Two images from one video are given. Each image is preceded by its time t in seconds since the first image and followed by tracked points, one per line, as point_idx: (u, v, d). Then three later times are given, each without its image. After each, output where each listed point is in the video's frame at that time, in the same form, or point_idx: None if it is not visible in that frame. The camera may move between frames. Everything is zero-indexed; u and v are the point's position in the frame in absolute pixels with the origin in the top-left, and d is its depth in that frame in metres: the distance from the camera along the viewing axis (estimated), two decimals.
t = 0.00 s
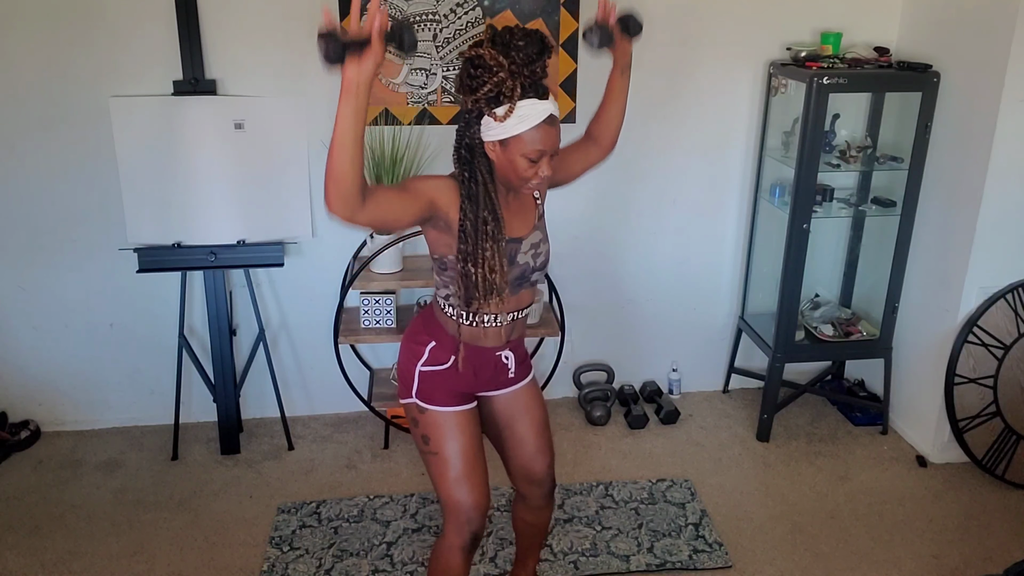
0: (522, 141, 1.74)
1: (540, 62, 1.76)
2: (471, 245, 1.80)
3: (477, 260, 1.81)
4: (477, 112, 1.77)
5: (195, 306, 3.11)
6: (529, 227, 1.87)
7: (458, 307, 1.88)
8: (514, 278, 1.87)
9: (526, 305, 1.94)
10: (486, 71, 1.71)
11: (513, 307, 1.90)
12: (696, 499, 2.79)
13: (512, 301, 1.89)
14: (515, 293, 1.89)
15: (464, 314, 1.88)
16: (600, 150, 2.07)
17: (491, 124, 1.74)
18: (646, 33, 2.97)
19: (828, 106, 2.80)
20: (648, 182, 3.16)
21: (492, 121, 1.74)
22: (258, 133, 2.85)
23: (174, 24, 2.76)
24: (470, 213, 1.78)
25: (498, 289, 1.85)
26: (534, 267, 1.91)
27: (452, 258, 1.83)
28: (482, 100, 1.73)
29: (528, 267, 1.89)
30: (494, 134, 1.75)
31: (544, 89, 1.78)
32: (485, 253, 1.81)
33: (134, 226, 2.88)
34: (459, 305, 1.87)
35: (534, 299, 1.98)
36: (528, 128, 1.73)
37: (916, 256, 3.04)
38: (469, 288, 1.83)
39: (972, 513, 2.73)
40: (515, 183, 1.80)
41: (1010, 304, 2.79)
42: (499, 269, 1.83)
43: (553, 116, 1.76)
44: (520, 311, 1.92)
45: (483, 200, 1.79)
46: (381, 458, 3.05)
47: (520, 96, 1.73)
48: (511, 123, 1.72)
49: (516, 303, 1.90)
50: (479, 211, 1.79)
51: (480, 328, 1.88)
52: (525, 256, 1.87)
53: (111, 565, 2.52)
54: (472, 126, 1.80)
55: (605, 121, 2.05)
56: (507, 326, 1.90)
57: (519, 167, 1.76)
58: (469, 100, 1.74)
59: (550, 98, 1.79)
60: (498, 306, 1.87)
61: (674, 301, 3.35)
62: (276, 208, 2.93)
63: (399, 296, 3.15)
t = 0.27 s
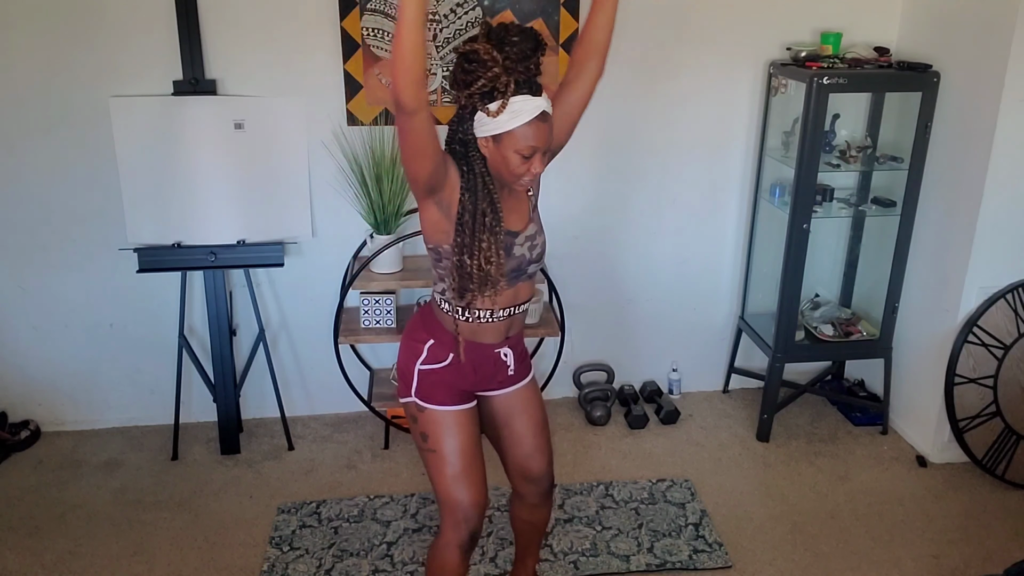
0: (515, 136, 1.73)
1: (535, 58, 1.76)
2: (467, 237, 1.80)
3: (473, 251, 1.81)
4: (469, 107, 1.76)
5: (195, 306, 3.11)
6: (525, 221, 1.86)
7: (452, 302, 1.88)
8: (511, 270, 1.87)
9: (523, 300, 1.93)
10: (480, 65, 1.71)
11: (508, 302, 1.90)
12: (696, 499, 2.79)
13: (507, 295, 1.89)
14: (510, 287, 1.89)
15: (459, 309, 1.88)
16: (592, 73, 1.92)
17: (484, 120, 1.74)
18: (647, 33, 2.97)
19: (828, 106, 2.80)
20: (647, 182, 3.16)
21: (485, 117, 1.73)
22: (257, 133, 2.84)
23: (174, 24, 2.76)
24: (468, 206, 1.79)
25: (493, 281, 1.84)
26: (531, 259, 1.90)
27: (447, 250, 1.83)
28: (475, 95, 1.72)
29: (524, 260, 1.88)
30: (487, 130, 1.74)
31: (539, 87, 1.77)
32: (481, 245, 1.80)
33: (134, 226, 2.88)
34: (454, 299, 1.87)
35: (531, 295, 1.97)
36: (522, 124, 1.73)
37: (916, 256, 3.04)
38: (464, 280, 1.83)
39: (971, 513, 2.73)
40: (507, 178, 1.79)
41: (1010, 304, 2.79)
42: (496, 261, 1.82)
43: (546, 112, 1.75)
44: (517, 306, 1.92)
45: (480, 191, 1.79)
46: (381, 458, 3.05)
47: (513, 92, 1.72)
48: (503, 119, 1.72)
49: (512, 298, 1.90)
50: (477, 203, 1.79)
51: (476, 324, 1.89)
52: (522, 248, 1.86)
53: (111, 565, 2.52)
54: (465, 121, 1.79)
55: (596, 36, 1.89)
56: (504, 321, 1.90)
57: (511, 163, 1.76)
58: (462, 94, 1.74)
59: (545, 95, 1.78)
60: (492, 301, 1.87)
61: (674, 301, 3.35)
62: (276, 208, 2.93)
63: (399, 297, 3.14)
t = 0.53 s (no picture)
0: (514, 138, 1.73)
1: (534, 61, 1.77)
2: (467, 236, 1.80)
3: (473, 251, 1.81)
4: (468, 109, 1.75)
5: (194, 306, 3.11)
6: (524, 222, 1.86)
7: (451, 301, 1.88)
8: (509, 271, 1.87)
9: (521, 301, 1.93)
10: (479, 67, 1.73)
11: (506, 302, 1.90)
12: (696, 499, 2.79)
13: (506, 295, 1.89)
14: (508, 287, 1.89)
15: (457, 309, 1.88)
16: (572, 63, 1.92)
17: (482, 121, 1.74)
18: (646, 33, 2.97)
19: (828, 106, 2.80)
20: (647, 182, 3.16)
21: (484, 118, 1.73)
22: (257, 133, 2.85)
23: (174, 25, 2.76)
24: (468, 205, 1.79)
25: (492, 281, 1.84)
26: (529, 260, 1.90)
27: (446, 249, 1.83)
28: (474, 96, 1.73)
29: (523, 261, 1.88)
30: (485, 131, 1.74)
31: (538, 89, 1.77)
32: (481, 245, 1.80)
33: (134, 226, 2.88)
34: (453, 298, 1.87)
35: (530, 296, 1.97)
36: (520, 126, 1.73)
37: (916, 256, 3.04)
38: (463, 279, 1.84)
39: (972, 513, 2.73)
40: (506, 179, 1.79)
41: (1010, 304, 2.79)
42: (495, 260, 1.82)
43: (544, 114, 1.76)
44: (514, 307, 1.92)
45: (479, 191, 1.79)
46: (381, 458, 3.05)
47: (512, 94, 1.73)
48: (502, 120, 1.72)
49: (510, 298, 1.90)
50: (476, 202, 1.79)
51: (475, 324, 1.89)
52: (520, 250, 1.86)
53: (110, 565, 2.52)
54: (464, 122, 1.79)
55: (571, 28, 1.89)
56: (503, 322, 1.91)
57: (510, 164, 1.76)
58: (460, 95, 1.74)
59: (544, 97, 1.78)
60: (490, 302, 1.87)
61: (674, 301, 3.35)
62: (276, 208, 2.93)
63: (399, 296, 3.15)
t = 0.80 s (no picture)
0: (513, 139, 1.73)
1: (532, 61, 1.76)
2: (467, 237, 1.80)
3: (473, 251, 1.81)
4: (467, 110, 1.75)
5: (195, 306, 3.11)
6: (523, 222, 1.85)
7: (451, 302, 1.88)
8: (509, 272, 1.87)
9: (520, 301, 1.93)
10: (477, 68, 1.73)
11: (506, 303, 1.89)
12: (696, 499, 2.79)
13: (505, 296, 1.89)
14: (508, 288, 1.89)
15: (457, 310, 1.88)
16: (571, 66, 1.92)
17: (481, 122, 1.74)
18: (646, 33, 2.97)
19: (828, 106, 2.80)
20: (647, 182, 3.16)
21: (482, 119, 1.73)
22: (257, 133, 2.85)
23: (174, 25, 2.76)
24: (467, 205, 1.79)
25: (492, 282, 1.84)
26: (528, 261, 1.90)
27: (446, 250, 1.83)
28: (473, 97, 1.73)
29: (523, 261, 1.87)
30: (484, 132, 1.75)
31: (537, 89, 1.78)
32: (481, 245, 1.80)
33: (134, 226, 2.88)
34: (452, 299, 1.87)
35: (529, 296, 1.97)
36: (519, 127, 1.73)
37: (916, 256, 3.04)
38: (463, 279, 1.83)
39: (971, 513, 2.73)
40: (505, 180, 1.79)
41: (1010, 304, 2.79)
42: (495, 260, 1.82)
43: (543, 116, 1.76)
44: (513, 307, 1.92)
45: (479, 191, 1.79)
46: (381, 458, 3.05)
47: (510, 95, 1.73)
48: (501, 121, 1.72)
49: (510, 298, 1.90)
50: (476, 202, 1.79)
51: (474, 325, 1.89)
52: (520, 250, 1.86)
53: (110, 565, 2.52)
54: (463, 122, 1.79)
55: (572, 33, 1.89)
56: (502, 322, 1.91)
57: (509, 165, 1.76)
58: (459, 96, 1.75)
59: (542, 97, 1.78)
60: (490, 302, 1.87)
61: (674, 301, 3.35)
62: (276, 208, 2.93)
63: (399, 296, 3.15)
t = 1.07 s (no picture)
0: (514, 140, 1.73)
1: (532, 62, 1.75)
2: (467, 239, 1.80)
3: (473, 254, 1.81)
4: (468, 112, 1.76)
5: (194, 306, 3.11)
6: (525, 225, 1.86)
7: (452, 305, 1.88)
8: (510, 274, 1.87)
9: (521, 303, 1.93)
10: (477, 69, 1.71)
11: (507, 305, 1.90)
12: (696, 499, 2.79)
13: (506, 298, 1.89)
14: (509, 290, 1.89)
15: (458, 312, 1.88)
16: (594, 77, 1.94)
17: (483, 124, 1.74)
18: (646, 33, 2.97)
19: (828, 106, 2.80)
20: (647, 183, 3.16)
21: (484, 121, 1.73)
22: (257, 133, 2.85)
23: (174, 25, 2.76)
24: (467, 208, 1.79)
25: (493, 284, 1.84)
26: (530, 263, 1.90)
27: (447, 253, 1.83)
28: (474, 98, 1.73)
29: (524, 264, 1.88)
30: (485, 134, 1.74)
31: (537, 90, 1.76)
32: (481, 248, 1.81)
33: (134, 226, 2.88)
34: (453, 302, 1.87)
35: (530, 297, 1.97)
36: (520, 128, 1.72)
37: (916, 256, 3.04)
38: (464, 282, 1.84)
39: (971, 513, 2.73)
40: (506, 181, 1.79)
41: (1010, 304, 2.79)
42: (495, 263, 1.83)
43: (544, 117, 1.75)
44: (514, 309, 1.92)
45: (479, 194, 1.79)
46: (381, 458, 3.05)
47: (511, 96, 1.72)
48: (502, 123, 1.72)
49: (511, 300, 1.90)
50: (476, 205, 1.79)
51: (475, 326, 1.89)
52: (521, 252, 1.87)
53: (110, 565, 2.52)
54: (464, 125, 1.78)
55: (598, 45, 1.92)
56: (503, 323, 1.91)
57: (510, 166, 1.75)
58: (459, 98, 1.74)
59: (543, 98, 1.77)
60: (492, 305, 1.87)
61: (674, 301, 3.35)
62: (277, 208, 2.93)
63: (399, 296, 3.15)
